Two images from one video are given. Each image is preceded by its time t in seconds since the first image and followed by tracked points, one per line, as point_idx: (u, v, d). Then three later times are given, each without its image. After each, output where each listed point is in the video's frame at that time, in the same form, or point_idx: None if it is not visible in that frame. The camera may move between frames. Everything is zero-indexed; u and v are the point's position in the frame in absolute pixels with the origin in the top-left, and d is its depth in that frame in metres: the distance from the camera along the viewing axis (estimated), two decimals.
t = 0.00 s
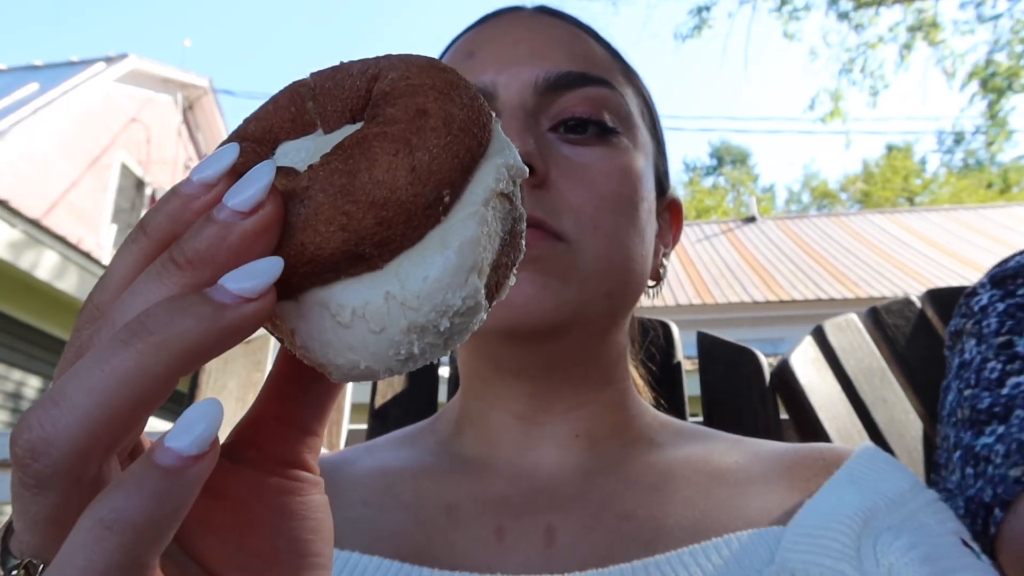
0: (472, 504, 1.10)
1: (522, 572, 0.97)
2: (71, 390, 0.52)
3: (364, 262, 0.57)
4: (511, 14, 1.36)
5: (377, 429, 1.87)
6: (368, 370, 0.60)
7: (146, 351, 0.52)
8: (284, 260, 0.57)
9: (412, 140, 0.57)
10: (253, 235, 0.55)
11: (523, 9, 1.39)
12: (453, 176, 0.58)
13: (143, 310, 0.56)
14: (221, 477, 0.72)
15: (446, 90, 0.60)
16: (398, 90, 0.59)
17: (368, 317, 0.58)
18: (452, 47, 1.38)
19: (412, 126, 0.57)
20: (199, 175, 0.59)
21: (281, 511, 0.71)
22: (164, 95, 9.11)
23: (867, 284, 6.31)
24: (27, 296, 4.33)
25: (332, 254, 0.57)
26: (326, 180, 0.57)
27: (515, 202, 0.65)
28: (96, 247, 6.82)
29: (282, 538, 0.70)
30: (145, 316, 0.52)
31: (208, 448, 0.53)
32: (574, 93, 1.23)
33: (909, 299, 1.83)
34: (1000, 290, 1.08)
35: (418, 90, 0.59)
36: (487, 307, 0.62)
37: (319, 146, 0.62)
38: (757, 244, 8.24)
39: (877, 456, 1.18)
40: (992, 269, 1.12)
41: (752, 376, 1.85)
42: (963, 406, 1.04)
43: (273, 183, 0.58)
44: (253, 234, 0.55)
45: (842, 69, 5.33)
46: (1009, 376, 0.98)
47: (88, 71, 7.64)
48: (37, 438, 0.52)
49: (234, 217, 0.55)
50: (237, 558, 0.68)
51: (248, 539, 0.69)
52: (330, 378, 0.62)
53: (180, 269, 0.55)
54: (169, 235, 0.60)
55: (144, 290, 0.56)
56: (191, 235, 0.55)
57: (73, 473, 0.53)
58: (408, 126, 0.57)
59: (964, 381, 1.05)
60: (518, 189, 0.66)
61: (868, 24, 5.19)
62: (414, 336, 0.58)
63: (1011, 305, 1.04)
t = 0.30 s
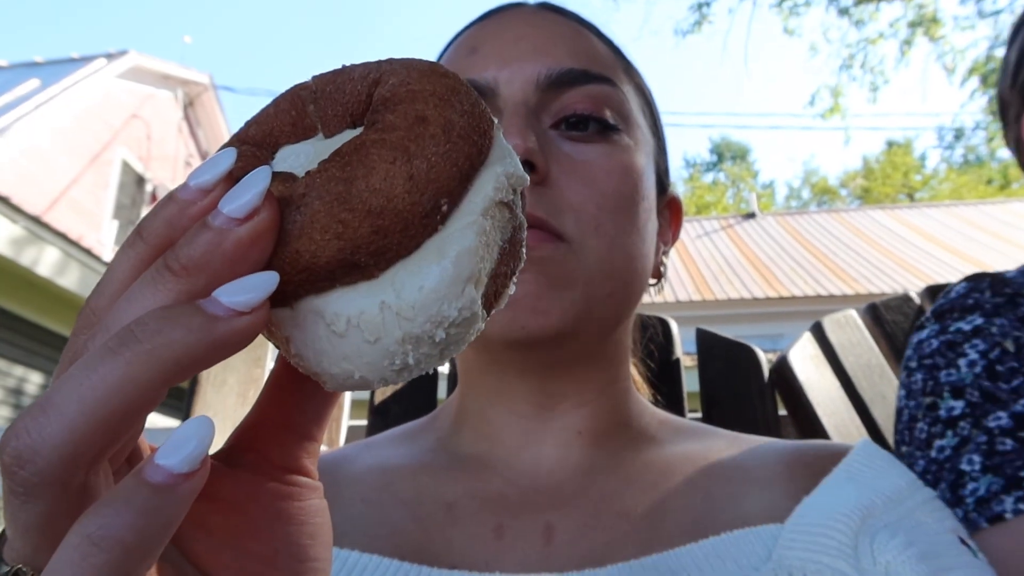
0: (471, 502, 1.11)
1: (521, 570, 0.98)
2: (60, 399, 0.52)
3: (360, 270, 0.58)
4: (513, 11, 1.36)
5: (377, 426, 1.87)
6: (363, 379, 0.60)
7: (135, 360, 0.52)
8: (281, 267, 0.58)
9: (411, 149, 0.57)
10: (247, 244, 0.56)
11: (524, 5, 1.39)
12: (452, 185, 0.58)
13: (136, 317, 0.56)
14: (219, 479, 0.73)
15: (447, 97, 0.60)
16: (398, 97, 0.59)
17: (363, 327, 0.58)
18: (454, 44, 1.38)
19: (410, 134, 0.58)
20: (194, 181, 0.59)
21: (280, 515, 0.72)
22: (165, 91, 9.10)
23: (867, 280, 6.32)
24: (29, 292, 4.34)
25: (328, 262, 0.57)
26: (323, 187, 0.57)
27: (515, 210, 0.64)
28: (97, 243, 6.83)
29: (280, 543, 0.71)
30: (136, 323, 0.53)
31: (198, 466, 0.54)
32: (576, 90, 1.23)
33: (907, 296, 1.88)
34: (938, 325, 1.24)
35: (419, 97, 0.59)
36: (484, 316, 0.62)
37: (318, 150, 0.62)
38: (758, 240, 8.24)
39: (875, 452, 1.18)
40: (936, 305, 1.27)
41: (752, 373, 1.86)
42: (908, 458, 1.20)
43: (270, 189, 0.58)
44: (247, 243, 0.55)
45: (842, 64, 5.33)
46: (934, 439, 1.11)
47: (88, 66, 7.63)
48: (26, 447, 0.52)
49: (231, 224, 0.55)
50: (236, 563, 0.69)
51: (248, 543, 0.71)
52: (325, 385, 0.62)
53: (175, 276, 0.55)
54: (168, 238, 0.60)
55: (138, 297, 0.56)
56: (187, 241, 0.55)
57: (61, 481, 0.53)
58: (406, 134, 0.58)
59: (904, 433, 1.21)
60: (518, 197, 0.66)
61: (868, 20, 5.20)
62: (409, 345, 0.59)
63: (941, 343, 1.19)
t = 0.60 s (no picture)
0: (469, 502, 1.10)
1: (519, 571, 0.98)
2: (44, 403, 0.52)
3: (354, 272, 0.57)
4: (511, 9, 1.35)
5: (375, 424, 1.87)
6: (356, 382, 0.60)
7: (119, 363, 0.52)
8: (275, 268, 0.57)
9: (406, 151, 0.57)
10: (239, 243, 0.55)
11: (522, 3, 1.38)
12: (448, 187, 0.58)
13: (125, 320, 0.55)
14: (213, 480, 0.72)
15: (444, 100, 0.60)
16: (395, 100, 0.59)
17: (357, 329, 0.57)
18: (451, 42, 1.37)
19: (406, 137, 0.57)
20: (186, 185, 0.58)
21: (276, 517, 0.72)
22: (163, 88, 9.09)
23: (866, 277, 6.34)
24: (26, 289, 4.33)
25: (322, 264, 0.57)
26: (318, 189, 0.57)
27: (512, 213, 0.64)
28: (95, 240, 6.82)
29: (276, 545, 0.71)
30: (121, 326, 0.52)
31: (189, 468, 0.53)
32: (575, 88, 1.23)
33: (906, 294, 1.88)
34: (928, 338, 1.23)
35: (415, 98, 0.59)
36: (478, 320, 0.62)
37: (315, 152, 0.61)
38: (756, 237, 8.24)
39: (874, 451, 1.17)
40: (926, 317, 1.27)
41: (751, 371, 1.85)
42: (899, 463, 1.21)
43: (265, 190, 0.58)
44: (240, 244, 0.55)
45: (842, 61, 5.36)
46: (919, 451, 1.12)
47: (88, 63, 7.63)
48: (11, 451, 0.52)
49: (223, 227, 0.55)
50: (232, 564, 0.69)
51: (244, 545, 0.70)
52: (319, 388, 0.62)
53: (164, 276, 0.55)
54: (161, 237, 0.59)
55: (127, 300, 0.55)
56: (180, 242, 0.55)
57: (45, 485, 0.53)
58: (402, 136, 0.57)
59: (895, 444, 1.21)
60: (515, 200, 0.65)
61: (868, 17, 5.24)
62: (402, 348, 0.58)
63: (929, 355, 1.18)
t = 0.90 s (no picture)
0: (468, 501, 1.11)
1: (519, 569, 0.98)
2: (35, 403, 0.52)
3: (350, 271, 0.58)
4: (506, 9, 1.36)
5: (375, 423, 1.87)
6: (352, 380, 0.60)
7: (111, 363, 0.52)
8: (270, 267, 0.58)
9: (402, 150, 0.57)
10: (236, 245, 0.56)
11: (518, 3, 1.39)
12: (443, 186, 0.58)
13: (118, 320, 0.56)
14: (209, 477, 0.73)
15: (440, 99, 0.60)
16: (391, 99, 0.60)
17: (353, 328, 0.58)
18: (448, 42, 1.37)
19: (401, 136, 0.58)
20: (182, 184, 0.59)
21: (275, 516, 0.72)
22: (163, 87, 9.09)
23: (866, 276, 6.35)
24: (28, 289, 4.34)
25: (317, 262, 0.57)
26: (314, 188, 0.57)
27: (507, 212, 0.65)
28: (96, 239, 6.83)
29: (274, 544, 0.71)
30: (113, 326, 0.53)
31: (182, 469, 0.54)
32: (571, 88, 1.24)
33: (906, 293, 1.88)
34: (948, 322, 1.20)
35: (411, 98, 0.60)
36: (474, 318, 0.63)
37: (311, 151, 0.62)
38: (756, 236, 8.25)
39: (869, 449, 1.18)
40: (947, 301, 1.23)
41: (750, 370, 1.86)
42: (911, 447, 1.17)
43: (261, 189, 0.59)
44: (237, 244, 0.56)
45: (842, 60, 5.38)
46: (938, 427, 1.09)
47: (88, 62, 7.64)
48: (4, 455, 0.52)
49: (218, 225, 0.55)
50: (230, 562, 0.70)
51: (242, 543, 0.71)
52: (315, 386, 0.62)
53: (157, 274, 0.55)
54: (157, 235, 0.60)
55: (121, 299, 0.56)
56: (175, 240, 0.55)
57: (37, 485, 0.53)
58: (398, 136, 0.58)
59: (910, 425, 1.17)
60: (511, 200, 0.66)
61: (868, 16, 5.27)
62: (398, 346, 0.59)
63: (952, 340, 1.15)
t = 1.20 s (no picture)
0: (467, 498, 1.11)
1: (518, 565, 0.98)
2: (48, 404, 0.52)
3: (366, 272, 0.58)
4: (507, 9, 1.35)
5: (373, 422, 1.87)
6: (366, 383, 0.60)
7: (125, 364, 0.52)
8: (286, 266, 0.58)
9: (420, 151, 0.57)
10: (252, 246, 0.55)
11: (520, 2, 1.39)
12: (461, 187, 0.58)
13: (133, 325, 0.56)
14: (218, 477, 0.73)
15: (457, 99, 0.60)
16: (408, 99, 0.59)
17: (368, 329, 0.58)
18: (449, 42, 1.37)
19: (419, 137, 0.57)
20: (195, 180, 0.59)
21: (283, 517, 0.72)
22: (161, 87, 9.09)
23: (864, 277, 6.36)
24: (27, 290, 4.34)
25: (333, 263, 0.57)
26: (331, 187, 0.57)
27: (524, 215, 0.64)
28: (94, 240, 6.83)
29: (284, 545, 0.71)
30: (127, 325, 0.53)
31: (197, 472, 0.54)
32: (573, 88, 1.23)
33: (905, 294, 1.87)
34: (953, 319, 1.20)
35: (428, 98, 0.59)
36: (490, 321, 0.62)
37: (326, 149, 0.62)
38: (754, 237, 8.26)
39: (869, 449, 1.17)
40: (952, 297, 1.24)
41: (748, 371, 1.86)
42: (923, 439, 1.15)
43: (277, 188, 0.58)
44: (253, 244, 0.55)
45: (841, 60, 5.40)
46: (951, 417, 1.08)
47: (87, 62, 7.63)
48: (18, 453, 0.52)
49: (234, 223, 0.55)
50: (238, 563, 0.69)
51: (251, 545, 0.71)
52: (328, 387, 0.62)
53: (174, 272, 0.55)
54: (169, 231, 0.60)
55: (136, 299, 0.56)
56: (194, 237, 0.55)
57: (49, 486, 0.53)
58: (416, 135, 0.57)
59: (922, 417, 1.16)
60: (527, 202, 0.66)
61: (867, 17, 5.29)
62: (413, 348, 0.59)
63: (960, 336, 1.15)
